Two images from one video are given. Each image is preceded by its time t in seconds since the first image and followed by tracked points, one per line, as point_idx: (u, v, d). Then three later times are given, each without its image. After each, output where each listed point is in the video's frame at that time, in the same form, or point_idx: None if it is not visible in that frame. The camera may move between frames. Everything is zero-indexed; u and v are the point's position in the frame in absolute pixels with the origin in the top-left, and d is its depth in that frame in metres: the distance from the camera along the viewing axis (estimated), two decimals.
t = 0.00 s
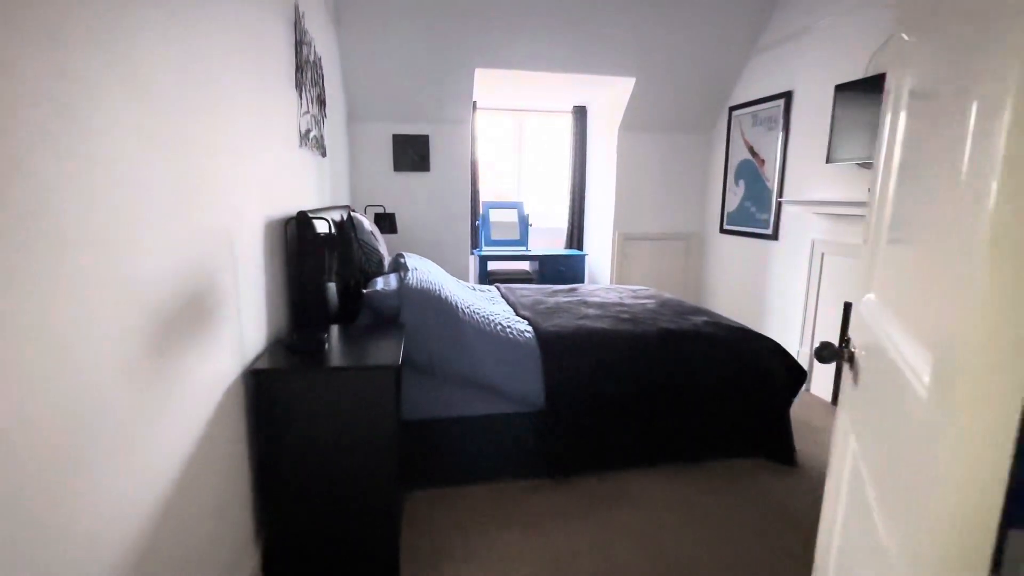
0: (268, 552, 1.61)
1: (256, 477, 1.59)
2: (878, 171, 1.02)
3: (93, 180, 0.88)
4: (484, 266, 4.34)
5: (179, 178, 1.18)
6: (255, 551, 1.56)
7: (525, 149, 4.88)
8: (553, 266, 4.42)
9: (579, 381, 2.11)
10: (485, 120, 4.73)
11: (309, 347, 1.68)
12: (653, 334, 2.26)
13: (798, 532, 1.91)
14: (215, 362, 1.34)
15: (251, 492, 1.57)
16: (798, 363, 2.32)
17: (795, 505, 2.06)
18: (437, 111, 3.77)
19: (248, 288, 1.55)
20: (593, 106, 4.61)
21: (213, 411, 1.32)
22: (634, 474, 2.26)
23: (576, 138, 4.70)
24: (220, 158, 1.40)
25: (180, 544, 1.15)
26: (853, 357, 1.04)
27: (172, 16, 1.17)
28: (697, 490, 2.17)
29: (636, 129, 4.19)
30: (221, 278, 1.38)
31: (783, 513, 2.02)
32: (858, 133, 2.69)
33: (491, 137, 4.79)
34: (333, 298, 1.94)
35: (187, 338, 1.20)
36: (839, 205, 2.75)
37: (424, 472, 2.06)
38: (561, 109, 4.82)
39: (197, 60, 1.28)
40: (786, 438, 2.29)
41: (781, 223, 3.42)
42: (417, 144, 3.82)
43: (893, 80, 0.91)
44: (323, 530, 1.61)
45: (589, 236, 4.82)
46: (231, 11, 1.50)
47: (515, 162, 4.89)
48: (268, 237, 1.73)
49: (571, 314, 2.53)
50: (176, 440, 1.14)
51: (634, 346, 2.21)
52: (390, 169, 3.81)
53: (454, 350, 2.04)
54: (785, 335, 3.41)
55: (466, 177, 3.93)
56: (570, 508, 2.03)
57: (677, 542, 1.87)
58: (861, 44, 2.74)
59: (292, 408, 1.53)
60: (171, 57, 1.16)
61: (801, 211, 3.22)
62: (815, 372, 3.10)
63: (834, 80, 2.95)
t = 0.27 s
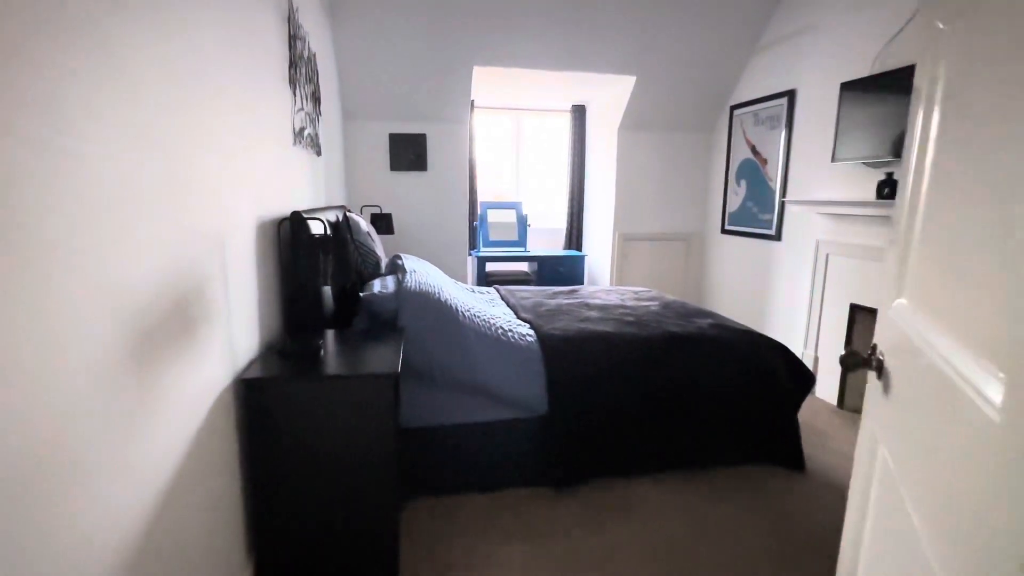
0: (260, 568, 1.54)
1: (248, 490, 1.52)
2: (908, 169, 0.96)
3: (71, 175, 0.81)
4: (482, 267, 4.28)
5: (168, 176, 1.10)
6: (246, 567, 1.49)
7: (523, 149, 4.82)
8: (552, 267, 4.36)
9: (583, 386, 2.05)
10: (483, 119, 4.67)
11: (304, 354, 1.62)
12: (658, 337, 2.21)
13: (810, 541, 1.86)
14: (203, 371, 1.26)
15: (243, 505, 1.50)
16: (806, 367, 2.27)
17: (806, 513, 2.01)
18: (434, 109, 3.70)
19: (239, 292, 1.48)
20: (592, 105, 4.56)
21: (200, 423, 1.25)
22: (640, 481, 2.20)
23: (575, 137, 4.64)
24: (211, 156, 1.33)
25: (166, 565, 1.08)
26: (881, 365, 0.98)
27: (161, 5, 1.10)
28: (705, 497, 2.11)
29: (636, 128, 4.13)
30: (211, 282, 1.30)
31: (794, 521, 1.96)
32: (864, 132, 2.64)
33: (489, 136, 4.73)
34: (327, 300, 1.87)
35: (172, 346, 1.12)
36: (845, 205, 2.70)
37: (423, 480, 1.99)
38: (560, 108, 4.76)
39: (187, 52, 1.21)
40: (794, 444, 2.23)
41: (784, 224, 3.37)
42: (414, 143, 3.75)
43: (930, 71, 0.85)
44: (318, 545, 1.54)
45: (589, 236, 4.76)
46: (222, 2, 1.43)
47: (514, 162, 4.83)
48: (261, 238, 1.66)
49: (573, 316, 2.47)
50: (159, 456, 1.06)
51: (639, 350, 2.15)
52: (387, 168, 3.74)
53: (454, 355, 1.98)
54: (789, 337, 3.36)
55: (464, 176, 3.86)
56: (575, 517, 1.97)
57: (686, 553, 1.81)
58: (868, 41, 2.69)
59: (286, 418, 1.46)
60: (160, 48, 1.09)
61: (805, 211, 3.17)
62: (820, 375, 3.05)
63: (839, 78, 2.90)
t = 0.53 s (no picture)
0: None
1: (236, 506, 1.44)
2: (943, 167, 0.90)
3: (40, 173, 0.72)
4: (477, 268, 4.20)
5: (148, 173, 1.02)
6: None
7: (518, 148, 4.75)
8: (548, 268, 4.29)
9: (586, 392, 1.98)
10: (477, 117, 4.60)
11: (294, 362, 1.53)
12: (661, 340, 2.14)
13: (822, 551, 1.80)
14: (185, 382, 1.17)
15: (230, 523, 1.42)
16: (811, 370, 2.22)
17: (815, 520, 1.95)
18: (428, 107, 3.62)
19: (225, 298, 1.40)
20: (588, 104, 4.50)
21: (182, 441, 1.16)
22: (643, 489, 2.14)
23: (571, 136, 4.58)
24: (196, 152, 1.25)
25: None
26: (915, 375, 0.92)
27: None
28: (711, 505, 2.04)
29: (633, 127, 4.08)
30: (193, 286, 1.21)
31: (803, 529, 1.90)
32: (865, 129, 2.60)
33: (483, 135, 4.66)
34: (319, 304, 1.79)
35: (150, 357, 1.03)
36: (846, 205, 2.66)
37: (421, 491, 1.92)
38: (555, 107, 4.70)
39: (169, 42, 1.13)
40: (801, 449, 2.17)
41: (784, 224, 3.33)
42: (408, 142, 3.66)
43: (975, 60, 0.79)
44: (311, 563, 1.46)
45: (584, 237, 4.70)
46: None
47: (508, 161, 4.76)
48: (249, 239, 1.58)
49: (573, 319, 2.41)
50: (133, 478, 0.97)
51: (643, 355, 2.08)
52: (380, 168, 3.66)
53: (452, 360, 1.91)
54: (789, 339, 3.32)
55: (459, 176, 3.79)
56: (578, 528, 1.90)
57: (694, 565, 1.74)
58: (870, 39, 2.65)
59: (276, 430, 1.38)
60: (143, 36, 1.01)
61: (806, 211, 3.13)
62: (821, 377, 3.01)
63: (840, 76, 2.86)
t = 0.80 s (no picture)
0: None
1: (212, 526, 1.34)
2: (969, 163, 0.85)
3: None
4: (465, 269, 4.12)
5: (105, 167, 0.92)
6: None
7: (506, 148, 4.68)
8: (537, 269, 4.23)
9: (582, 397, 1.91)
10: (464, 116, 4.52)
11: (276, 371, 1.44)
12: (658, 343, 2.09)
13: (824, 557, 1.75)
14: (154, 396, 1.08)
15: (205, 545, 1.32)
16: (809, 372, 2.18)
17: (816, 525, 1.91)
18: (414, 104, 3.53)
19: (200, 304, 1.30)
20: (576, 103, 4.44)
21: (151, 460, 1.06)
22: (641, 496, 2.08)
23: (559, 136, 4.52)
24: (167, 146, 1.16)
25: None
26: (941, 382, 0.87)
27: None
28: (711, 511, 1.99)
29: (623, 126, 4.03)
30: (163, 291, 1.12)
31: (805, 534, 1.86)
32: (860, 129, 2.58)
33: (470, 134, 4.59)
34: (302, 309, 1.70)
35: (111, 368, 0.94)
36: (837, 205, 2.64)
37: (411, 504, 1.83)
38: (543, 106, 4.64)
39: (135, 25, 1.04)
40: (800, 453, 2.13)
41: (775, 224, 3.30)
42: (393, 141, 3.57)
43: (1010, 46, 0.74)
44: None
45: (573, 237, 4.65)
46: None
47: (496, 161, 4.69)
48: (226, 240, 1.48)
49: (567, 322, 2.34)
50: (90, 504, 0.87)
51: (640, 358, 2.02)
52: (365, 166, 3.56)
53: (443, 367, 1.82)
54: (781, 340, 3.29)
55: (446, 175, 3.70)
56: (574, 539, 1.83)
57: None
58: (862, 37, 2.64)
59: (258, 445, 1.29)
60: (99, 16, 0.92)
61: (798, 210, 3.11)
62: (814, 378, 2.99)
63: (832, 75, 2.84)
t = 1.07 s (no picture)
0: None
1: (188, 547, 1.25)
2: (999, 155, 0.80)
3: None
4: (453, 270, 4.04)
5: (67, 156, 0.83)
6: None
7: (493, 146, 4.61)
8: (526, 269, 4.16)
9: (578, 402, 1.85)
10: (450, 113, 4.46)
11: (257, 380, 1.36)
12: (654, 345, 2.04)
13: (827, 562, 1.71)
14: (123, 409, 0.99)
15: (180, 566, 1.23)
16: (806, 373, 2.15)
17: (816, 528, 1.87)
18: (400, 101, 3.45)
19: (175, 308, 1.21)
20: (564, 101, 4.39)
21: (118, 479, 0.97)
22: (637, 501, 2.02)
23: (547, 134, 4.47)
24: (137, 138, 1.07)
25: None
26: (971, 387, 0.81)
27: None
28: (709, 515, 1.94)
29: (612, 124, 3.99)
30: (134, 294, 1.03)
31: (805, 539, 1.82)
32: (856, 126, 2.56)
33: (457, 132, 4.52)
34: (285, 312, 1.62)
35: (74, 381, 0.85)
36: (830, 203, 2.61)
37: (401, 515, 1.75)
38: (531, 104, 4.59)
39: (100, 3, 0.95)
40: (799, 455, 2.09)
41: (766, 223, 3.28)
42: (379, 138, 3.48)
43: None
44: None
45: (562, 237, 4.60)
46: None
47: (483, 159, 4.62)
48: (203, 240, 1.39)
49: (561, 324, 2.28)
50: (50, 532, 0.78)
51: (636, 361, 1.97)
52: (349, 165, 3.46)
53: (433, 372, 1.75)
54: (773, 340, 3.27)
55: (433, 174, 3.62)
56: (571, 547, 1.77)
57: None
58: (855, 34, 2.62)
59: (238, 459, 1.20)
60: None
61: (789, 209, 3.09)
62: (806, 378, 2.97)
63: (823, 72, 2.82)
